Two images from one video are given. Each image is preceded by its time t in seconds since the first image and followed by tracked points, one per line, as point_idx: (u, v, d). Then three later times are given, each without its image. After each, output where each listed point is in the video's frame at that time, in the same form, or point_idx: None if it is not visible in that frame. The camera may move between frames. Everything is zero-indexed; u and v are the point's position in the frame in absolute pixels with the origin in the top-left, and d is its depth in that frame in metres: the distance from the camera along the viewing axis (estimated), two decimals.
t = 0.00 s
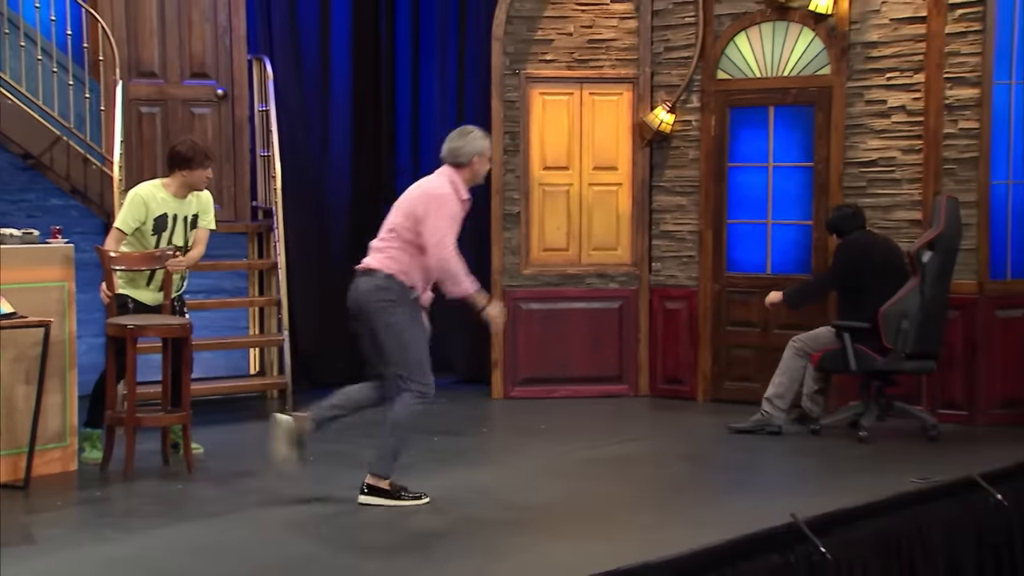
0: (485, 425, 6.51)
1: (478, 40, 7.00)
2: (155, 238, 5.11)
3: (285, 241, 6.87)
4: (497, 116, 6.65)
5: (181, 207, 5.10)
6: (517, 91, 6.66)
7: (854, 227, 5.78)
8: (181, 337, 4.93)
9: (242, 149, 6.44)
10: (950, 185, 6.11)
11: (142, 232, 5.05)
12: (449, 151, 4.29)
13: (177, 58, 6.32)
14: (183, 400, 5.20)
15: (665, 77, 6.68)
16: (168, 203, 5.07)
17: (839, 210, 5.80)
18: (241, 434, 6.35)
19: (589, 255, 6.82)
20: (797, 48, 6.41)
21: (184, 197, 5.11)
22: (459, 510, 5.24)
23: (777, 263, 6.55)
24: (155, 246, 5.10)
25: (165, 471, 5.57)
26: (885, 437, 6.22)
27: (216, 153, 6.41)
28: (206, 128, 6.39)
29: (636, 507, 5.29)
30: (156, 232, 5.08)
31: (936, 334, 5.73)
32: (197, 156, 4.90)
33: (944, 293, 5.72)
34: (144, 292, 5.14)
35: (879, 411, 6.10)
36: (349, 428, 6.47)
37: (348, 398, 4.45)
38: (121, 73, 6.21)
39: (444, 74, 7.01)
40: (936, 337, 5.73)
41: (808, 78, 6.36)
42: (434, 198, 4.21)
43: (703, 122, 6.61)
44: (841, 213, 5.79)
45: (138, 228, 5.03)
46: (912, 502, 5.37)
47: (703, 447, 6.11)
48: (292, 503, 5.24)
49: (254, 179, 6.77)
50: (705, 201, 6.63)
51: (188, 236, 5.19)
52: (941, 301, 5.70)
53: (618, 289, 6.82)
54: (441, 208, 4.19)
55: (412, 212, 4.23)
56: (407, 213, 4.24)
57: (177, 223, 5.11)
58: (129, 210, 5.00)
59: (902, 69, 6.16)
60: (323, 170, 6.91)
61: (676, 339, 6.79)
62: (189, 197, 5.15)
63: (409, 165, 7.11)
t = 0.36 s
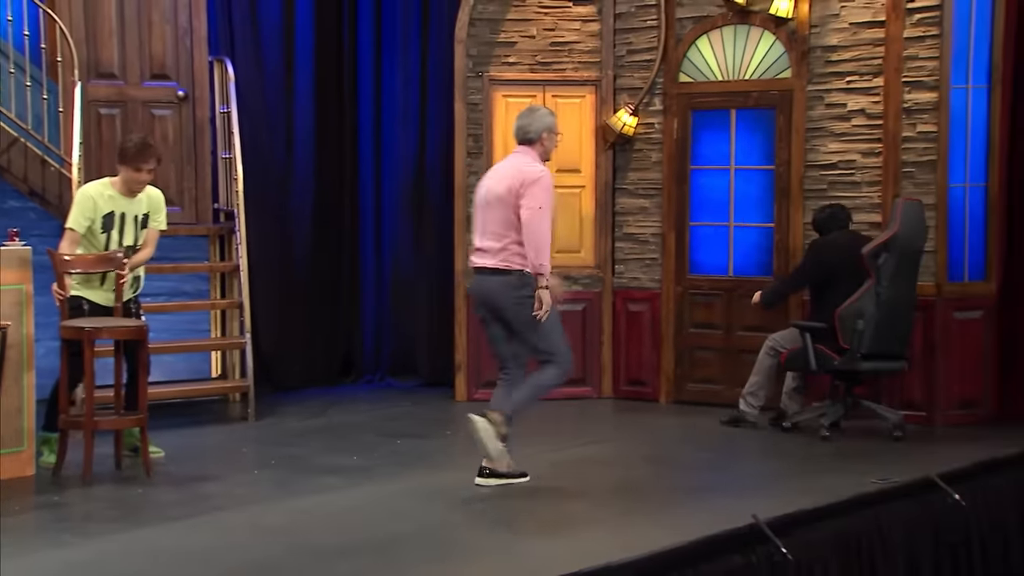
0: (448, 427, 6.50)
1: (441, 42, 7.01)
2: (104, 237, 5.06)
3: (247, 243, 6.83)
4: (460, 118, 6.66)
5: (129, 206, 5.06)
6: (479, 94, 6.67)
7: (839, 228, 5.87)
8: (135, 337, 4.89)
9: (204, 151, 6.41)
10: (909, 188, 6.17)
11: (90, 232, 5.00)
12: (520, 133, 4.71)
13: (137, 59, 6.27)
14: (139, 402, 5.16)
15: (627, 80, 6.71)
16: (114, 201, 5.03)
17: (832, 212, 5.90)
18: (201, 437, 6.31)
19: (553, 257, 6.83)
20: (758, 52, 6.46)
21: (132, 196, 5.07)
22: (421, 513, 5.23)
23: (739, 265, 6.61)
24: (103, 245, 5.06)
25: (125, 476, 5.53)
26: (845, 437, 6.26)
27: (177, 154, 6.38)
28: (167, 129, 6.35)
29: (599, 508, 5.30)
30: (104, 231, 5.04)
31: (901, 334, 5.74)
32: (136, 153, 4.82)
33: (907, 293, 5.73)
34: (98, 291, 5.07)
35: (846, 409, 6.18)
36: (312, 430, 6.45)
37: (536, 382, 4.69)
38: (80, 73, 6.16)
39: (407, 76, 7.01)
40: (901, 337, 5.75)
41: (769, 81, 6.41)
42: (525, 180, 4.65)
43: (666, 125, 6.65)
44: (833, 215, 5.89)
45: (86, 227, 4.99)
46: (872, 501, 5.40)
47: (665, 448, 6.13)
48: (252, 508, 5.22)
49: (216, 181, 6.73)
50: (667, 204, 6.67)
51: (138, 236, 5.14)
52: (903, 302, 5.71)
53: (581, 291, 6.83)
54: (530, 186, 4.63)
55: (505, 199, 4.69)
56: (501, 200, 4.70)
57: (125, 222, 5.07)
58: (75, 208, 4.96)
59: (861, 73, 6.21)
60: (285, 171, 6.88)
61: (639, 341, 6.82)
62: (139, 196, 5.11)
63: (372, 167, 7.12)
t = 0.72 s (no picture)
0: (404, 432, 6.47)
1: (397, 44, 6.95)
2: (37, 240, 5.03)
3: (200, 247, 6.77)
4: (416, 122, 6.64)
5: (59, 206, 5.02)
6: (435, 97, 6.66)
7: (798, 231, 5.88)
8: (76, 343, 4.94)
9: (156, 153, 6.34)
10: (862, 193, 6.23)
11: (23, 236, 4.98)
12: (599, 139, 5.00)
13: (87, 60, 6.20)
14: (80, 407, 5.19)
15: (583, 83, 6.71)
16: (44, 202, 5.00)
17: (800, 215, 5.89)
18: (153, 443, 6.24)
19: (510, 261, 6.81)
20: (712, 56, 6.49)
21: (62, 196, 5.03)
22: (374, 519, 5.20)
23: (695, 268, 6.65)
24: (37, 249, 5.02)
25: (73, 483, 5.46)
26: (800, 439, 6.29)
27: (128, 157, 6.31)
28: (118, 132, 6.28)
29: (552, 512, 5.29)
30: (37, 234, 5.01)
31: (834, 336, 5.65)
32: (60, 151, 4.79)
33: (836, 296, 5.63)
34: (45, 299, 5.06)
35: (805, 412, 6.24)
36: (267, 436, 6.39)
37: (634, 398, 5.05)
38: (28, 75, 6.07)
39: (362, 78, 6.98)
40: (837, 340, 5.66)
41: (724, 85, 6.44)
42: (605, 187, 4.90)
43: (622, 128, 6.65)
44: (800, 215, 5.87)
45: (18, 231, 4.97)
46: (825, 504, 5.42)
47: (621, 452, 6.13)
48: (203, 514, 5.17)
49: (168, 184, 6.66)
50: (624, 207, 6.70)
51: (74, 236, 5.10)
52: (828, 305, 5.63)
53: (538, 295, 6.82)
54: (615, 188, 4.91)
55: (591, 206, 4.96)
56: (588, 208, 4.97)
57: (56, 223, 5.03)
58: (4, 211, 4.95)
59: (814, 77, 6.26)
60: (240, 174, 6.83)
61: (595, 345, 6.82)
62: (70, 195, 5.07)
63: (327, 170, 7.09)
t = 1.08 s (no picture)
0: (357, 438, 6.33)
1: (350, 42, 6.83)
2: None
3: (147, 249, 6.58)
4: (369, 121, 6.50)
5: None
6: (390, 96, 6.51)
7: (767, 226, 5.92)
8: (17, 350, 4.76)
9: (101, 154, 6.16)
10: (822, 194, 6.17)
11: None
12: (645, 148, 5.41)
13: (28, 57, 6.00)
14: (21, 415, 4.99)
15: (541, 82, 6.59)
16: None
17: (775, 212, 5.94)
18: (97, 451, 6.06)
19: (466, 263, 6.67)
20: (672, 55, 6.40)
21: None
22: (324, 528, 5.06)
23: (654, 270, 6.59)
24: None
25: (11, 494, 5.26)
26: (760, 443, 6.20)
27: (72, 157, 6.12)
28: (61, 131, 6.09)
29: (508, 520, 5.17)
30: None
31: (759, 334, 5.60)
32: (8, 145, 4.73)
33: (765, 295, 5.60)
34: None
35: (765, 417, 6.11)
36: (216, 442, 6.23)
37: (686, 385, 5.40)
38: None
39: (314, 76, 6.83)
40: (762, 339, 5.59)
41: (683, 85, 6.35)
42: (657, 190, 5.32)
43: (580, 128, 6.53)
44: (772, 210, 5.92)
45: None
46: (785, 509, 5.30)
47: (579, 459, 6.00)
48: (148, 525, 5.00)
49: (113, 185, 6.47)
50: (581, 208, 6.54)
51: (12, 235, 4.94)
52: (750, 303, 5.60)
53: (494, 299, 6.69)
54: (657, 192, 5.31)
55: (643, 208, 5.35)
56: (636, 209, 5.36)
57: None
58: None
59: (774, 77, 6.19)
60: (188, 174, 6.65)
61: (554, 349, 6.68)
62: (9, 192, 4.93)
63: (279, 170, 6.93)
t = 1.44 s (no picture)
0: (318, 445, 6.05)
1: (310, 32, 6.57)
2: None
3: (98, 249, 6.28)
4: (331, 114, 6.23)
5: None
6: (352, 88, 6.24)
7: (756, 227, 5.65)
8: None
9: (48, 147, 5.86)
10: (802, 190, 5.93)
11: None
12: (649, 155, 5.31)
13: None
14: None
15: (510, 74, 6.34)
16: None
17: (760, 213, 5.66)
18: (42, 460, 5.75)
19: (433, 263, 6.41)
20: (646, 46, 6.17)
21: None
22: (280, 540, 4.79)
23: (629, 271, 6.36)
24: None
25: None
26: (738, 448, 5.97)
27: (16, 151, 5.82)
28: (5, 123, 5.78)
29: (475, 530, 4.92)
30: None
31: (722, 336, 5.40)
32: None
33: (723, 292, 5.38)
34: None
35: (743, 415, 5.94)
36: (169, 450, 5.93)
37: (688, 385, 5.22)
38: None
39: (273, 67, 6.55)
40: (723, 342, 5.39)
41: (657, 77, 6.11)
42: (660, 195, 5.22)
43: (552, 122, 6.29)
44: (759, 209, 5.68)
45: None
46: (765, 517, 5.09)
47: (550, 466, 5.74)
48: (92, 539, 4.71)
49: (61, 182, 6.17)
50: (552, 205, 6.30)
51: None
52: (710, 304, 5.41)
53: (462, 299, 6.43)
54: (646, 199, 5.24)
55: (641, 211, 5.26)
56: (634, 212, 5.28)
57: None
58: None
59: (752, 69, 5.97)
60: (141, 169, 6.36)
61: (524, 352, 6.42)
62: None
63: (237, 166, 6.65)
